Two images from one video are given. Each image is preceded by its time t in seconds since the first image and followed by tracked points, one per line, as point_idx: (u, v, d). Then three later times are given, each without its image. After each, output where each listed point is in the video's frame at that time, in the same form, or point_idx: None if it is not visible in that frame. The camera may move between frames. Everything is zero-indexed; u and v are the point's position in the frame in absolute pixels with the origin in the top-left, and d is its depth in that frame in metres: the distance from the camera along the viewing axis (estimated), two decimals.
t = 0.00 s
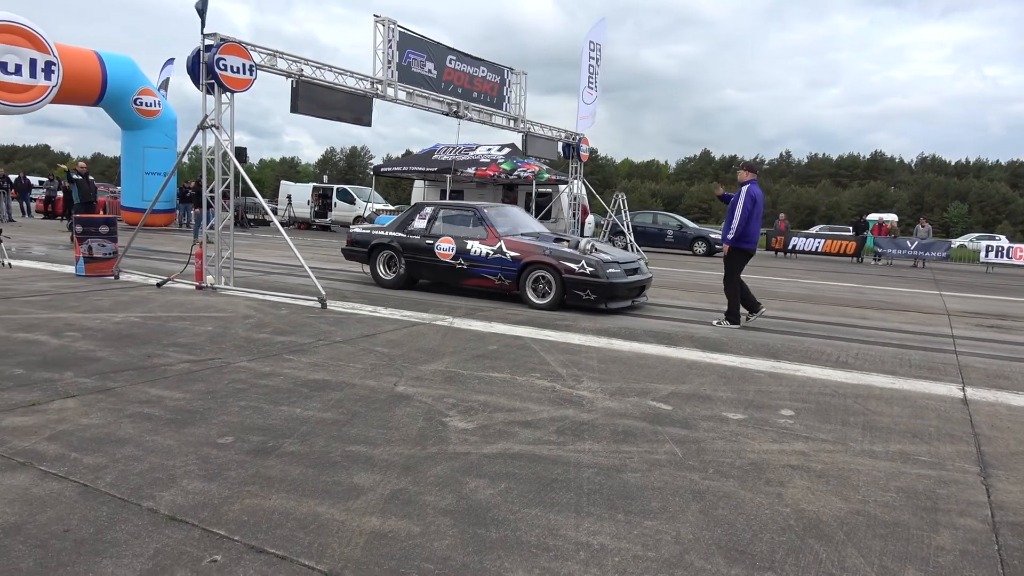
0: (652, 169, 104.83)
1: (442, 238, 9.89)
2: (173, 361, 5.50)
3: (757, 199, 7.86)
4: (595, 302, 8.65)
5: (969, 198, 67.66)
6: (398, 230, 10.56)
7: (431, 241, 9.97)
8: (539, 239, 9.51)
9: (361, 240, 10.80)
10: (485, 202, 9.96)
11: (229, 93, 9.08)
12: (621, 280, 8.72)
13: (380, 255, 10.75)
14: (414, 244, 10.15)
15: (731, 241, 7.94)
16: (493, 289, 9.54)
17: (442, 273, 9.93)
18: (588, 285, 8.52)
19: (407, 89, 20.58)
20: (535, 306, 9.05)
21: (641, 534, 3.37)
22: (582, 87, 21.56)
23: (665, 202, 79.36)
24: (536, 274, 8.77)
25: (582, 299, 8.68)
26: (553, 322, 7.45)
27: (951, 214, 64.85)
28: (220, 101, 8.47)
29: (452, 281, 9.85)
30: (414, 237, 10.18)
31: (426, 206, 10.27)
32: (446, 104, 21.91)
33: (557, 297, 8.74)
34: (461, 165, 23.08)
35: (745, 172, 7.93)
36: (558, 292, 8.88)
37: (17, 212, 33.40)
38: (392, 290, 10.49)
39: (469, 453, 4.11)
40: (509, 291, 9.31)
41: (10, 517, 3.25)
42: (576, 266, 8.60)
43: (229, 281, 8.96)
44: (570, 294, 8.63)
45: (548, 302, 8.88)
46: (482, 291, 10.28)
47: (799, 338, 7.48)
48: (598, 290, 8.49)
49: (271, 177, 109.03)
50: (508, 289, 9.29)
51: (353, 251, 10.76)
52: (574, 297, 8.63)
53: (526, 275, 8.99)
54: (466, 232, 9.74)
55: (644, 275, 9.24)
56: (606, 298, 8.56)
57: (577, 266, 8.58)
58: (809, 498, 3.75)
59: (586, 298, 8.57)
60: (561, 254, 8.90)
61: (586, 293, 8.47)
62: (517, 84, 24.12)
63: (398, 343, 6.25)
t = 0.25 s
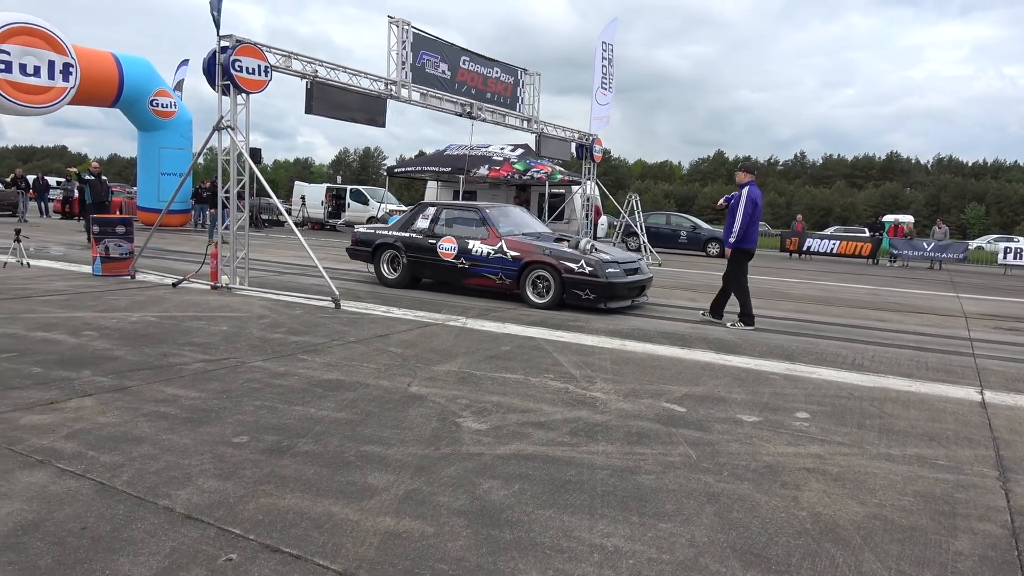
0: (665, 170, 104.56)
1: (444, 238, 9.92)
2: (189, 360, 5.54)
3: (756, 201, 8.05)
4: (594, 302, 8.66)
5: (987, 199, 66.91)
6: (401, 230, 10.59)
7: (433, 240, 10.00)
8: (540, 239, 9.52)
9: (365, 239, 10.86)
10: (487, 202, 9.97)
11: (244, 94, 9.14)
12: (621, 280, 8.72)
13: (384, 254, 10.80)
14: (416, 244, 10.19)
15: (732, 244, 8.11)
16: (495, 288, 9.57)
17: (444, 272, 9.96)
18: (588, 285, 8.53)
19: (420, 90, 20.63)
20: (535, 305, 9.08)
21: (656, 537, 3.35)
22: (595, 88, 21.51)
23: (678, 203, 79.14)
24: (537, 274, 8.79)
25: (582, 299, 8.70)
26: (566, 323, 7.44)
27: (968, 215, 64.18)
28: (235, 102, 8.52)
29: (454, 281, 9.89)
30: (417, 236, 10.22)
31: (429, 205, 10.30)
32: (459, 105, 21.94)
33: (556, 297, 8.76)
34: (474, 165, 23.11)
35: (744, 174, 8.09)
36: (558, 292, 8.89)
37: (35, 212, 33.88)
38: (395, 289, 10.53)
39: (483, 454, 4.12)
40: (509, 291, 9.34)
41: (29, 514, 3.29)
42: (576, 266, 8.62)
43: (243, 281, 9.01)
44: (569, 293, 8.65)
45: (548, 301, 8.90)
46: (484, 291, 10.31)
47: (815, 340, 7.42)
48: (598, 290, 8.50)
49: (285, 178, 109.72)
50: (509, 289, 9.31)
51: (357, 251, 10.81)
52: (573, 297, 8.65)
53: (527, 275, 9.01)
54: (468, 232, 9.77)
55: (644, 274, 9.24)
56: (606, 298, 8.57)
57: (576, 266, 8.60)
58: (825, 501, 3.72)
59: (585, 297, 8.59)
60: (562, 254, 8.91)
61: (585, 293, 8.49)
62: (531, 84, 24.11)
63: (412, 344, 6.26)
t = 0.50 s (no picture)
0: (677, 170, 104.24)
1: (447, 238, 9.94)
2: (205, 360, 5.58)
3: (757, 202, 8.14)
4: (595, 302, 8.65)
5: (1006, 199, 66.17)
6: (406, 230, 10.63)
7: (436, 240, 10.02)
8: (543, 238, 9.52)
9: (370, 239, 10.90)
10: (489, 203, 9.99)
11: (259, 96, 9.19)
12: (623, 280, 8.71)
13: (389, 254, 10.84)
14: (420, 244, 10.22)
15: (734, 246, 8.17)
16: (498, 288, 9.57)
17: (447, 272, 9.98)
18: (589, 285, 8.53)
19: (434, 91, 20.68)
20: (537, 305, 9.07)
21: (671, 539, 3.34)
22: (608, 89, 21.48)
23: (692, 204, 78.92)
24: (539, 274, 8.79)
25: (583, 299, 8.69)
26: (580, 325, 7.43)
27: (986, 216, 63.51)
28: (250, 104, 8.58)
29: (457, 280, 9.90)
30: (421, 236, 10.25)
31: (433, 206, 10.33)
32: (473, 106, 21.98)
33: (558, 297, 8.76)
34: (486, 165, 23.07)
35: (744, 175, 8.14)
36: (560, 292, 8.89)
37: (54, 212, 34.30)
38: (399, 288, 10.56)
39: (497, 455, 4.12)
40: (511, 291, 9.34)
41: (49, 513, 3.32)
42: (577, 266, 8.61)
43: (258, 282, 9.07)
44: (571, 293, 8.64)
45: (549, 301, 8.91)
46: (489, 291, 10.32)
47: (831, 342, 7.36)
48: (599, 290, 8.49)
49: (299, 179, 110.34)
50: (511, 289, 9.31)
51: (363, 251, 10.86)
52: (574, 297, 8.64)
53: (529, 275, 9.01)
54: (470, 232, 9.78)
55: (646, 274, 9.23)
56: (606, 298, 8.57)
57: (578, 266, 8.60)
58: (842, 505, 3.69)
59: (586, 297, 8.59)
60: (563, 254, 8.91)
61: (586, 293, 8.49)
62: (544, 85, 24.10)
63: (425, 345, 6.27)
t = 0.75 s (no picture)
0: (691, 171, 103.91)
1: (452, 238, 9.96)
2: (222, 360, 5.63)
3: (760, 200, 8.15)
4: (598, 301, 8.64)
5: None
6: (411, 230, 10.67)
7: (441, 240, 10.06)
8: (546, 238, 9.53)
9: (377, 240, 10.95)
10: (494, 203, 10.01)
11: (276, 98, 9.25)
12: (625, 279, 8.70)
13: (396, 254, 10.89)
14: (425, 244, 10.25)
15: (738, 244, 8.15)
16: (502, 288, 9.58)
17: (452, 271, 10.00)
18: (591, 284, 8.53)
19: (449, 93, 20.73)
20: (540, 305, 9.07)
21: (688, 542, 3.32)
22: (622, 90, 21.44)
23: (706, 205, 78.61)
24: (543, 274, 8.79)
25: (586, 298, 8.69)
26: (595, 326, 7.42)
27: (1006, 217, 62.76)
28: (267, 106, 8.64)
29: (462, 280, 9.92)
30: (426, 236, 10.28)
31: (438, 207, 10.37)
32: (487, 107, 22.00)
33: (561, 297, 8.75)
34: (501, 166, 23.05)
35: (746, 174, 8.15)
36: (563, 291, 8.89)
37: (75, 214, 34.80)
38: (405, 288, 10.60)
39: (512, 456, 4.12)
40: (515, 290, 9.34)
41: (69, 511, 3.36)
42: (580, 265, 8.61)
43: (274, 283, 9.13)
44: (573, 293, 8.63)
45: (552, 301, 8.91)
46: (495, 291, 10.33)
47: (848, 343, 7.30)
48: (601, 289, 8.49)
49: (313, 180, 111.07)
50: (515, 288, 9.32)
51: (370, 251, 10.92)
52: (577, 296, 8.64)
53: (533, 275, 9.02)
54: (475, 232, 9.80)
55: (649, 274, 9.22)
56: (609, 297, 8.56)
57: (580, 265, 8.59)
58: (861, 508, 3.66)
59: (589, 297, 8.58)
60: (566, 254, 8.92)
61: (589, 292, 8.48)
62: (558, 86, 24.09)
63: (440, 345, 6.28)
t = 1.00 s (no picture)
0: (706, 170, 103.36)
1: (458, 238, 9.99)
2: (240, 360, 5.68)
3: (762, 201, 8.14)
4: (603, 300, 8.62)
5: None
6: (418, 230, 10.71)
7: (447, 240, 10.08)
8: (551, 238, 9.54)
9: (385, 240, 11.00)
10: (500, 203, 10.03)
11: (293, 99, 9.31)
12: (629, 279, 8.68)
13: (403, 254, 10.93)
14: (432, 244, 10.28)
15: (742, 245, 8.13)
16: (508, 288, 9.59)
17: (458, 271, 10.02)
18: (595, 284, 8.51)
19: (465, 94, 20.78)
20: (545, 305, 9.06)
21: (705, 544, 3.31)
22: (638, 90, 21.36)
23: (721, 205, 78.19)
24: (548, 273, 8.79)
25: (590, 298, 8.66)
26: (610, 327, 7.40)
27: None
28: (284, 107, 8.69)
29: (468, 280, 9.94)
30: (432, 236, 10.32)
31: (445, 207, 10.40)
32: (503, 108, 22.01)
33: (566, 296, 8.74)
34: (516, 168, 23.09)
35: (749, 176, 8.15)
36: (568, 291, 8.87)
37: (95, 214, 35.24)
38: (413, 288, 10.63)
39: (528, 457, 4.12)
40: (521, 290, 9.34)
41: (90, 508, 3.40)
42: (584, 265, 8.60)
43: (290, 283, 9.19)
44: (578, 292, 8.62)
45: (557, 300, 8.90)
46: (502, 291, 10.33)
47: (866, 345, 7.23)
48: (605, 288, 8.47)
49: (328, 180, 111.74)
50: (521, 288, 9.32)
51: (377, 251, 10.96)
52: (581, 296, 8.62)
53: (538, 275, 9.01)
54: (480, 232, 9.83)
55: (655, 274, 9.19)
56: (613, 296, 8.54)
57: (584, 265, 8.59)
58: (880, 512, 3.63)
59: (593, 296, 8.56)
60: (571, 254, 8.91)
61: (593, 292, 8.47)
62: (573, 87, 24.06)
63: (456, 346, 6.29)
